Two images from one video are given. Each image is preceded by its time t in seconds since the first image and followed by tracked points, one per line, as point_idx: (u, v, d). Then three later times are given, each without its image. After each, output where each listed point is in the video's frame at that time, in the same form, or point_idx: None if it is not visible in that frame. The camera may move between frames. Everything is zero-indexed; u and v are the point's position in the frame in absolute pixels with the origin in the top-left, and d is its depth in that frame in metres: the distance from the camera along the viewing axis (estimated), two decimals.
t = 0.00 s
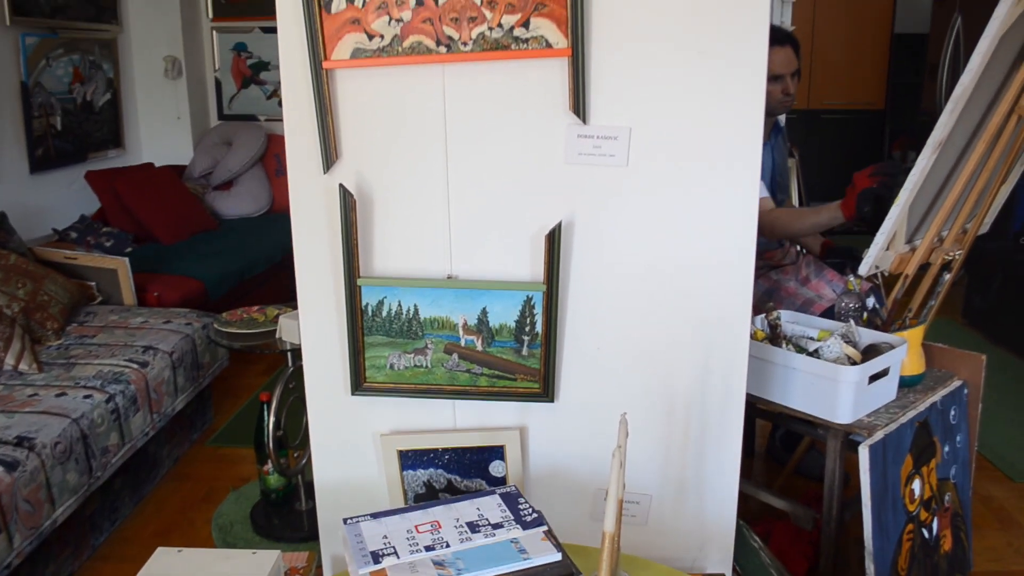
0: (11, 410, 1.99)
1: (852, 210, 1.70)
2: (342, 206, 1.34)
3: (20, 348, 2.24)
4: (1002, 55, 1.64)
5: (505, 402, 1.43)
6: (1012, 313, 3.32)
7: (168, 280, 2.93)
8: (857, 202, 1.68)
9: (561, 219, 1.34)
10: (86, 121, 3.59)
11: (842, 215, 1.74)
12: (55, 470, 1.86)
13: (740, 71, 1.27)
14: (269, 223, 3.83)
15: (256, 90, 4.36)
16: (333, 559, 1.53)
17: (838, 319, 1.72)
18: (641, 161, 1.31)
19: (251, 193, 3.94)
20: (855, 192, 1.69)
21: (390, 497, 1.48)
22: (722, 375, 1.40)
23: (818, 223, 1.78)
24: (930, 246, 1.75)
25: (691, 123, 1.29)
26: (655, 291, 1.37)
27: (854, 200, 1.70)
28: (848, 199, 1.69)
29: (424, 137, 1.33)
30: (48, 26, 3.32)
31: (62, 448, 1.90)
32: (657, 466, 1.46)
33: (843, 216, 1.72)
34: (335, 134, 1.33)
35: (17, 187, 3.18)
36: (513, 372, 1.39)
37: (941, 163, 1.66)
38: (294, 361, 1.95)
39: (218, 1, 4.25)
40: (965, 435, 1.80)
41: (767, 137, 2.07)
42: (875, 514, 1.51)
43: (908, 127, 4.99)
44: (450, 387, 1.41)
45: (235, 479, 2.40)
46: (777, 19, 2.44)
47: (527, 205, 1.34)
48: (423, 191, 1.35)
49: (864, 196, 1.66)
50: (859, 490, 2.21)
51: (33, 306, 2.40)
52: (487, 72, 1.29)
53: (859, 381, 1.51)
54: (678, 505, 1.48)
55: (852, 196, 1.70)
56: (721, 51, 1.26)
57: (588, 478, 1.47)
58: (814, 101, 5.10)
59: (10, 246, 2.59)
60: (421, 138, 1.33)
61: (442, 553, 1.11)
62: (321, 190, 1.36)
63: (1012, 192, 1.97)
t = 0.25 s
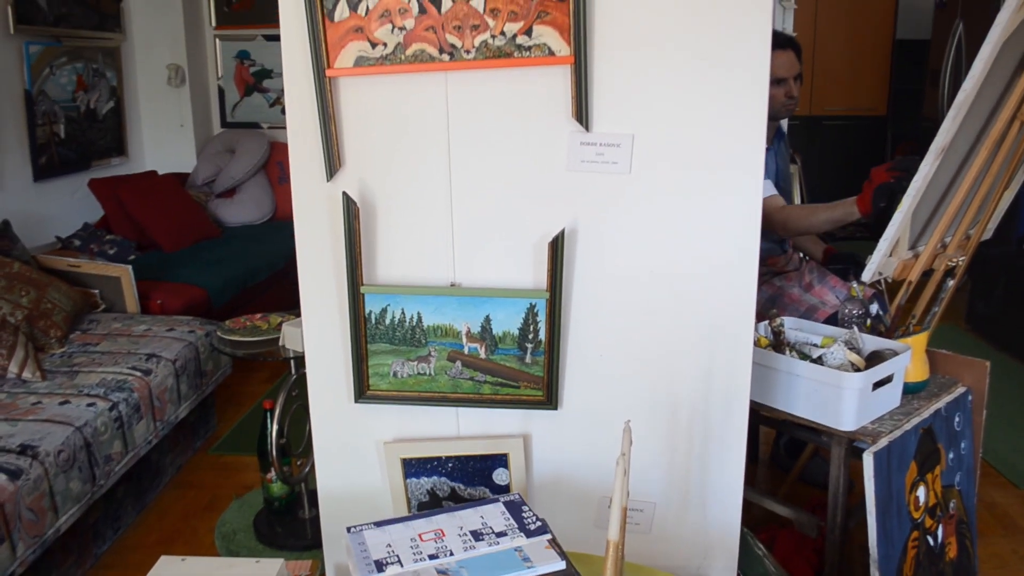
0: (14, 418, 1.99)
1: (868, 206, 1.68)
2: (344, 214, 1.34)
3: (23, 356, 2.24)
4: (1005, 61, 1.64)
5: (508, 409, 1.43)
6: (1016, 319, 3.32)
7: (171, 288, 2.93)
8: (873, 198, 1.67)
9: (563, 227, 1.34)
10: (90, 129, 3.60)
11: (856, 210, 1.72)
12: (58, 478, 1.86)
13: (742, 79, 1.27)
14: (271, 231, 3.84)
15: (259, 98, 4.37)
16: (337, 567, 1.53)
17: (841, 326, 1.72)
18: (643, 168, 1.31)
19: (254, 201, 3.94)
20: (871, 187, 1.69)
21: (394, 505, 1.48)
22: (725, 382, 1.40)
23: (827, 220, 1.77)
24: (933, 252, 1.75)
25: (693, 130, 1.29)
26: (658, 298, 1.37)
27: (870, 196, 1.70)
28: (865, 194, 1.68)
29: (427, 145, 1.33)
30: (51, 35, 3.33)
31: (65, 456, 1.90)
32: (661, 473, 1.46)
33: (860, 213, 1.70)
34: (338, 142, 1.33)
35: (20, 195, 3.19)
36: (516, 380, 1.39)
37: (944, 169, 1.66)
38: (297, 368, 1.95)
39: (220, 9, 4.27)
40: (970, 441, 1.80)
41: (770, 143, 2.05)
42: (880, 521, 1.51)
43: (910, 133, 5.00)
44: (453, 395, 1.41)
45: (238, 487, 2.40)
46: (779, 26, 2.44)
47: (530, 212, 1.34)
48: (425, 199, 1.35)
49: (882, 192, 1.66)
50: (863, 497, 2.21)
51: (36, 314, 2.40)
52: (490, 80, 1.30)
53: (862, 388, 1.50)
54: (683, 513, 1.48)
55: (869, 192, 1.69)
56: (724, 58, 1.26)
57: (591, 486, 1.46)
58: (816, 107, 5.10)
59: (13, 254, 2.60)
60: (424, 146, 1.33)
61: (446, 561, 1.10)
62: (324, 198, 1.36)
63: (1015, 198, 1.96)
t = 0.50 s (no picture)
0: (7, 434, 1.98)
1: (863, 218, 1.66)
2: (340, 229, 1.34)
3: (17, 371, 2.23)
4: (998, 75, 1.65)
5: (504, 425, 1.42)
6: (1011, 332, 3.32)
7: (166, 302, 2.93)
8: (867, 209, 1.65)
9: (559, 242, 1.34)
10: (85, 144, 3.59)
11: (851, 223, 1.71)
12: (51, 495, 1.85)
13: (737, 94, 1.27)
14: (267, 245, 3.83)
15: (254, 112, 4.37)
16: None
17: (836, 340, 1.72)
18: (639, 184, 1.32)
19: (249, 215, 3.94)
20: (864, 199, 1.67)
21: (389, 521, 1.47)
22: (721, 397, 1.39)
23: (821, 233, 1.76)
24: (928, 265, 1.75)
25: (688, 145, 1.30)
26: (653, 312, 1.37)
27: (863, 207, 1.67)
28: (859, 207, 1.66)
29: (422, 161, 1.33)
30: (47, 49, 3.33)
31: (58, 472, 1.89)
32: (657, 488, 1.46)
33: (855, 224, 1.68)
34: (334, 158, 1.33)
35: (15, 209, 3.18)
36: (511, 395, 1.39)
37: (938, 183, 1.66)
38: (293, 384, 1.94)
39: (216, 24, 4.27)
40: (966, 455, 1.80)
41: (765, 156, 2.05)
42: (877, 535, 1.50)
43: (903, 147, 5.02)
44: (448, 410, 1.40)
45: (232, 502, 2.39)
46: (773, 40, 2.45)
47: (526, 228, 1.34)
48: (420, 214, 1.35)
49: (876, 204, 1.63)
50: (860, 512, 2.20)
51: (30, 329, 2.39)
52: (485, 96, 1.30)
53: (858, 402, 1.50)
54: (679, 528, 1.47)
55: (862, 204, 1.66)
56: (718, 74, 1.27)
57: (587, 501, 1.46)
58: (810, 122, 5.08)
59: (8, 268, 2.59)
60: (419, 162, 1.33)
61: None
62: (319, 214, 1.36)
63: (1009, 211, 1.97)
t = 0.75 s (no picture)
0: (11, 441, 1.98)
1: (869, 220, 1.66)
2: (344, 236, 1.34)
3: (21, 378, 2.23)
4: (1002, 81, 1.65)
5: (507, 431, 1.42)
6: (1017, 339, 3.31)
7: (170, 309, 2.93)
8: (873, 211, 1.65)
9: (562, 249, 1.34)
10: (90, 150, 3.60)
11: (857, 225, 1.72)
12: (55, 502, 1.85)
13: (741, 100, 1.27)
14: (270, 251, 3.84)
15: (258, 119, 4.39)
16: None
17: (840, 346, 1.71)
18: (643, 190, 1.32)
19: (252, 222, 3.93)
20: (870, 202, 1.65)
21: (392, 528, 1.47)
22: (726, 404, 1.39)
23: (826, 236, 1.76)
24: (932, 271, 1.75)
25: (692, 151, 1.30)
26: (657, 319, 1.37)
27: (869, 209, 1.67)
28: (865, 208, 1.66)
29: (425, 168, 1.33)
30: (52, 56, 3.34)
31: (62, 478, 1.89)
32: (661, 495, 1.45)
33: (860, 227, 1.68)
34: (337, 165, 1.33)
35: (19, 215, 3.19)
36: (515, 402, 1.39)
37: (942, 189, 1.66)
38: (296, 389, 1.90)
39: (220, 30, 4.29)
40: (971, 461, 1.79)
41: (768, 162, 2.05)
42: (882, 543, 1.50)
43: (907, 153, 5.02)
44: (452, 417, 1.40)
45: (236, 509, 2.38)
46: (776, 47, 2.45)
47: (529, 234, 1.34)
48: (424, 221, 1.35)
49: (882, 205, 1.63)
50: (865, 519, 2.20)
51: (34, 335, 2.40)
52: (489, 103, 1.30)
53: (863, 409, 1.50)
54: (683, 535, 1.47)
55: (868, 206, 1.66)
56: (722, 81, 1.27)
57: (591, 509, 1.45)
58: (813, 127, 5.09)
59: (12, 274, 2.59)
60: (423, 169, 1.33)
61: None
62: (324, 221, 1.36)
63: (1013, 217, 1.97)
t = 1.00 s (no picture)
0: (11, 457, 1.97)
1: (868, 233, 1.66)
2: (345, 252, 1.34)
3: (22, 393, 2.23)
4: (1001, 94, 1.65)
5: (508, 447, 1.42)
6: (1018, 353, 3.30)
7: (171, 323, 2.93)
8: (872, 224, 1.64)
9: (563, 265, 1.34)
10: (91, 165, 3.61)
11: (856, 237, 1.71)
12: (55, 518, 1.84)
13: (741, 116, 1.27)
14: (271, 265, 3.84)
15: (259, 134, 4.40)
16: None
17: (842, 360, 1.71)
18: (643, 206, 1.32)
19: (253, 236, 3.95)
20: (868, 214, 1.65)
21: (393, 544, 1.47)
22: (728, 419, 1.39)
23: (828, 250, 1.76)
24: (933, 285, 1.75)
25: (693, 167, 1.30)
26: (659, 335, 1.37)
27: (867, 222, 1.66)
28: (863, 222, 1.65)
29: (426, 184, 1.34)
30: (54, 72, 3.35)
31: (62, 494, 1.88)
32: (663, 511, 1.45)
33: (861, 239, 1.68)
34: (339, 181, 1.34)
35: (20, 230, 3.20)
36: (516, 418, 1.38)
37: (942, 203, 1.66)
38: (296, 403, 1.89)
39: (222, 45, 4.30)
40: (974, 476, 1.78)
41: (769, 176, 2.05)
42: (885, 558, 1.49)
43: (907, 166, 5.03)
44: (453, 433, 1.40)
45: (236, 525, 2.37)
46: (776, 62, 2.46)
47: (530, 250, 1.34)
48: (425, 237, 1.35)
49: (880, 218, 1.63)
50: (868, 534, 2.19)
51: (35, 351, 2.39)
52: (490, 119, 1.30)
53: (865, 424, 1.49)
54: (686, 551, 1.46)
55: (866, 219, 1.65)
56: (722, 96, 1.27)
57: (593, 525, 1.45)
58: (812, 141, 5.11)
59: (13, 290, 2.59)
60: (424, 184, 1.34)
61: None
62: (325, 237, 1.36)
63: (1013, 231, 1.97)
